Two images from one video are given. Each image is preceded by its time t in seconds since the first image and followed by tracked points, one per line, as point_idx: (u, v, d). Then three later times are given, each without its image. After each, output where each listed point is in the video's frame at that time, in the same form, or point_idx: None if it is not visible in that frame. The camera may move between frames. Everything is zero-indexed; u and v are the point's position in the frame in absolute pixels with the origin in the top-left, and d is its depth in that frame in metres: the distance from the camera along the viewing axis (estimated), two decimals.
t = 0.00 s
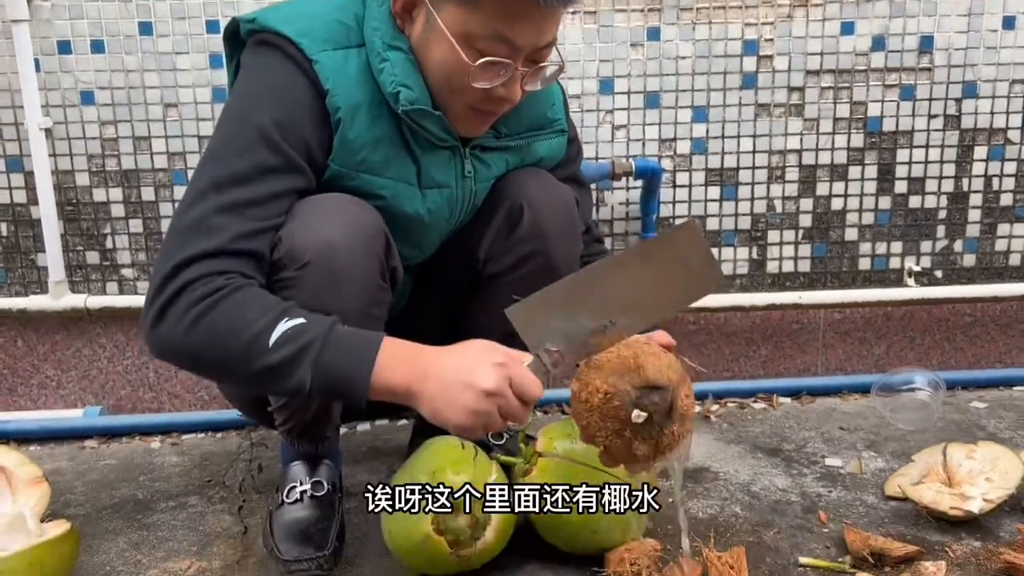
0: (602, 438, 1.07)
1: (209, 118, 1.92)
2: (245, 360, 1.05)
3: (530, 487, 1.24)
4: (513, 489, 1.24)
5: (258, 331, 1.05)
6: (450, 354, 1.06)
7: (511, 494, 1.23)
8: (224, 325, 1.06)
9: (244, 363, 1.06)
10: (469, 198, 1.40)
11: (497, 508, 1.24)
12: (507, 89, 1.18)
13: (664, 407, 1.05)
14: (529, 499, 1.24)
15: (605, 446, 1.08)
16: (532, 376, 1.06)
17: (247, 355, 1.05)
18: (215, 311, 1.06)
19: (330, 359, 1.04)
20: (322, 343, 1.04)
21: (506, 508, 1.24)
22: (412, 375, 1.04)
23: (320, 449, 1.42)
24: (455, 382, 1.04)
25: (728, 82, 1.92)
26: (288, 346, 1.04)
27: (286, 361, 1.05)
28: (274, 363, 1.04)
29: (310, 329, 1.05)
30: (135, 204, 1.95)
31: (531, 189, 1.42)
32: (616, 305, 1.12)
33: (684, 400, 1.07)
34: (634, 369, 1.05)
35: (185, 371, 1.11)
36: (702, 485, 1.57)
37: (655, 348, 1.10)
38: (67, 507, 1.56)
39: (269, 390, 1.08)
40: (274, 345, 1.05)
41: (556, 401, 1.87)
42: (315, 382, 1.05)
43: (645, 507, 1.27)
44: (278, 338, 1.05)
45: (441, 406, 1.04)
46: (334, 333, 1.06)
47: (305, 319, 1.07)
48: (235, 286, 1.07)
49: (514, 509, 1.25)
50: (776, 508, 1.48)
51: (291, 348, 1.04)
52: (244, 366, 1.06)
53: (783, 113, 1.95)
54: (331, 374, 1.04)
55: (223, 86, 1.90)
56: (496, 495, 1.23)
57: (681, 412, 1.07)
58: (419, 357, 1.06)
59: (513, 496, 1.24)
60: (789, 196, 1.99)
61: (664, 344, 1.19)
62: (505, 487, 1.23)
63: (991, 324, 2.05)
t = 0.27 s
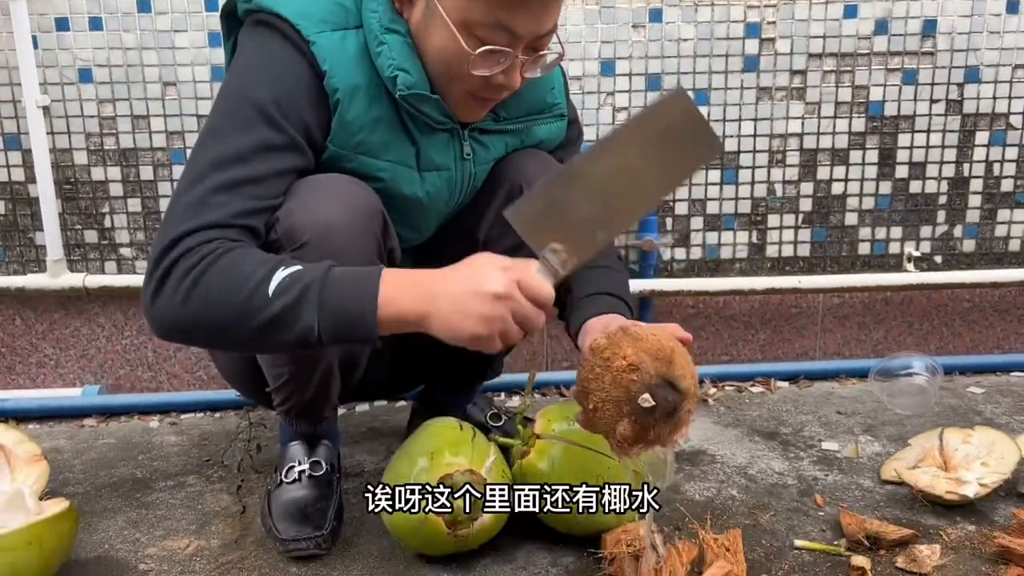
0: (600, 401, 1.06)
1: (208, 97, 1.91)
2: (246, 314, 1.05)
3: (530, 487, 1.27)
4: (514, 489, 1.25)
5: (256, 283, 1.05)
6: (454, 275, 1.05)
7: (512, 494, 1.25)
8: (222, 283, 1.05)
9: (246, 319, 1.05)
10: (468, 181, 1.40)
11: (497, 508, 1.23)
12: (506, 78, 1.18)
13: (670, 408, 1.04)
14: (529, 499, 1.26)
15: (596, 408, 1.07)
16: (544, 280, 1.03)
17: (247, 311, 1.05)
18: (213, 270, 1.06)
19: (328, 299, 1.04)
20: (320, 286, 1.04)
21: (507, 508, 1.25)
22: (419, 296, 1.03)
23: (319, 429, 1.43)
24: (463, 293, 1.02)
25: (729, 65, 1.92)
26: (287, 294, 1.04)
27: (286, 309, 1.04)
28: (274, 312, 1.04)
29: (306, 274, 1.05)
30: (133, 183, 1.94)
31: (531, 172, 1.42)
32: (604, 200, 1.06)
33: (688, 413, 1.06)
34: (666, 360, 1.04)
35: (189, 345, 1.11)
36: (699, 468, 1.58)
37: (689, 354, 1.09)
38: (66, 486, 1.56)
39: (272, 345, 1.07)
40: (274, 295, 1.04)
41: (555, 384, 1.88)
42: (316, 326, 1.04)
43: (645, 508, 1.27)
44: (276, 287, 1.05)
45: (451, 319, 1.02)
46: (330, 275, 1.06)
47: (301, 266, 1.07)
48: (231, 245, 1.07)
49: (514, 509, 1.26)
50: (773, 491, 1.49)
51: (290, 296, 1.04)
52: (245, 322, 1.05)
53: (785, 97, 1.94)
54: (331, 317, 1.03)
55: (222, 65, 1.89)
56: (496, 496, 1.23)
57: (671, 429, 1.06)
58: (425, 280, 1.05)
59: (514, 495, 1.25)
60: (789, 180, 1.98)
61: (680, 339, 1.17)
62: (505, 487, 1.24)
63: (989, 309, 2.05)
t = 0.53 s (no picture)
0: (599, 410, 1.05)
1: (208, 81, 1.90)
2: (245, 322, 1.04)
3: (530, 488, 1.28)
4: (515, 490, 1.27)
5: (257, 294, 1.04)
6: (452, 328, 1.03)
7: (512, 494, 1.26)
8: (224, 286, 1.05)
9: (244, 326, 1.04)
10: (467, 164, 1.40)
11: (497, 507, 1.25)
12: (501, 54, 1.17)
13: (666, 418, 1.03)
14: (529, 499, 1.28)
15: (593, 415, 1.06)
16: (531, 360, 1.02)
17: (246, 318, 1.04)
18: (215, 271, 1.05)
19: (325, 323, 1.03)
20: (318, 308, 1.03)
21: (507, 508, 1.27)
22: (409, 344, 1.02)
23: (319, 415, 1.44)
24: (449, 355, 1.01)
25: (730, 52, 1.91)
26: (286, 310, 1.03)
27: (284, 325, 1.03)
28: (273, 324, 1.03)
29: (306, 293, 1.04)
30: (133, 167, 1.94)
31: (530, 158, 1.42)
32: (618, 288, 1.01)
33: (683, 418, 1.06)
34: (666, 372, 1.03)
35: (188, 336, 1.10)
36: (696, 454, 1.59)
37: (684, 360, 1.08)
38: (67, 469, 1.57)
39: (270, 352, 1.06)
40: (272, 309, 1.03)
41: (554, 370, 1.89)
42: (313, 344, 1.03)
43: (645, 508, 1.25)
44: (277, 300, 1.03)
45: (434, 377, 1.01)
46: (329, 300, 1.04)
47: (302, 283, 1.05)
48: (234, 247, 1.06)
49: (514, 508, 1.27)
50: (769, 477, 1.50)
51: (290, 311, 1.03)
52: (243, 329, 1.05)
53: (785, 85, 1.94)
54: (326, 339, 1.02)
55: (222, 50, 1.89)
56: (496, 495, 1.24)
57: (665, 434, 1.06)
58: (422, 325, 1.03)
59: (514, 496, 1.27)
60: (789, 168, 1.98)
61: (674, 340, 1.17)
62: (506, 487, 1.25)
63: (987, 298, 2.06)
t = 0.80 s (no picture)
0: (607, 397, 1.06)
1: (208, 72, 1.90)
2: (246, 290, 1.05)
3: (529, 488, 1.31)
4: (515, 490, 1.29)
5: (254, 256, 1.05)
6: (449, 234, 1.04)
7: (513, 494, 1.29)
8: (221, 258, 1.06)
9: (243, 292, 1.05)
10: (467, 159, 1.40)
11: (498, 507, 1.27)
12: (505, 55, 1.17)
13: (674, 407, 1.04)
14: (529, 499, 1.30)
15: (602, 402, 1.07)
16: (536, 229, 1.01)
17: (246, 284, 1.05)
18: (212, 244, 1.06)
19: (325, 270, 1.04)
20: (315, 256, 1.04)
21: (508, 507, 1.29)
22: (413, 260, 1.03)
23: (318, 405, 1.45)
24: (454, 250, 1.02)
25: (729, 45, 1.91)
26: (284, 266, 1.04)
27: (284, 279, 1.04)
28: (273, 284, 1.04)
29: (302, 244, 1.05)
30: (133, 158, 1.94)
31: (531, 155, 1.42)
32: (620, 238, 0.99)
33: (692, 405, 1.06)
34: (673, 360, 1.03)
35: (191, 319, 1.12)
36: (694, 446, 1.60)
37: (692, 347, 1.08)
38: (68, 459, 1.58)
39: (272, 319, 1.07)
40: (271, 266, 1.04)
41: (553, 361, 1.90)
42: (315, 296, 1.04)
43: (645, 508, 1.26)
44: (274, 257, 1.05)
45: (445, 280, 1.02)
46: (326, 245, 1.06)
47: (297, 237, 1.06)
48: (229, 219, 1.08)
49: (515, 508, 1.30)
50: (766, 468, 1.51)
51: (287, 264, 1.04)
52: (244, 295, 1.06)
53: (785, 77, 1.94)
54: (328, 288, 1.04)
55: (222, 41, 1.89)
56: (497, 496, 1.27)
57: (672, 424, 1.07)
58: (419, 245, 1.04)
59: (515, 496, 1.29)
60: (788, 160, 1.99)
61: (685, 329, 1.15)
62: (506, 488, 1.27)
63: (984, 290, 2.07)
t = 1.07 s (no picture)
0: (595, 379, 1.04)
1: (207, 71, 1.91)
2: (241, 312, 1.05)
3: (530, 488, 1.31)
4: (515, 491, 1.30)
5: (254, 284, 1.05)
6: (442, 308, 1.05)
7: (512, 494, 1.29)
8: (220, 278, 1.06)
9: (241, 317, 1.06)
10: (468, 158, 1.40)
11: (497, 507, 1.28)
12: (505, 55, 1.18)
13: (659, 402, 1.02)
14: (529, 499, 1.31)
15: (588, 384, 1.05)
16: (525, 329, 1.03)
17: (243, 308, 1.05)
18: (212, 263, 1.06)
19: (324, 309, 1.04)
20: (314, 296, 1.04)
21: (508, 508, 1.30)
22: (406, 328, 1.04)
23: (318, 405, 1.45)
24: (445, 332, 1.03)
25: (728, 43, 1.92)
26: (282, 299, 1.04)
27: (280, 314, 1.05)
28: (270, 315, 1.04)
29: (302, 282, 1.05)
30: (133, 156, 1.94)
31: (531, 154, 1.42)
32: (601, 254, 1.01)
33: (677, 407, 1.05)
34: (669, 355, 1.03)
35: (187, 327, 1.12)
36: (693, 444, 1.60)
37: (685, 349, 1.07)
38: (68, 457, 1.58)
39: (265, 342, 1.08)
40: (269, 298, 1.05)
41: (551, 359, 1.90)
42: (310, 334, 1.05)
43: (645, 509, 1.27)
44: (273, 290, 1.05)
45: (436, 356, 1.03)
46: (327, 284, 1.05)
47: (299, 272, 1.06)
48: (232, 240, 1.07)
49: (514, 508, 1.30)
50: (764, 466, 1.52)
51: (286, 300, 1.04)
52: (240, 318, 1.06)
53: (783, 76, 1.94)
54: (323, 327, 1.04)
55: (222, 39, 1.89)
56: (496, 496, 1.27)
57: (653, 421, 1.05)
58: (413, 310, 1.05)
59: (514, 496, 1.30)
60: (786, 159, 1.99)
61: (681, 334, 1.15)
62: (506, 488, 1.27)
63: (981, 288, 2.07)
